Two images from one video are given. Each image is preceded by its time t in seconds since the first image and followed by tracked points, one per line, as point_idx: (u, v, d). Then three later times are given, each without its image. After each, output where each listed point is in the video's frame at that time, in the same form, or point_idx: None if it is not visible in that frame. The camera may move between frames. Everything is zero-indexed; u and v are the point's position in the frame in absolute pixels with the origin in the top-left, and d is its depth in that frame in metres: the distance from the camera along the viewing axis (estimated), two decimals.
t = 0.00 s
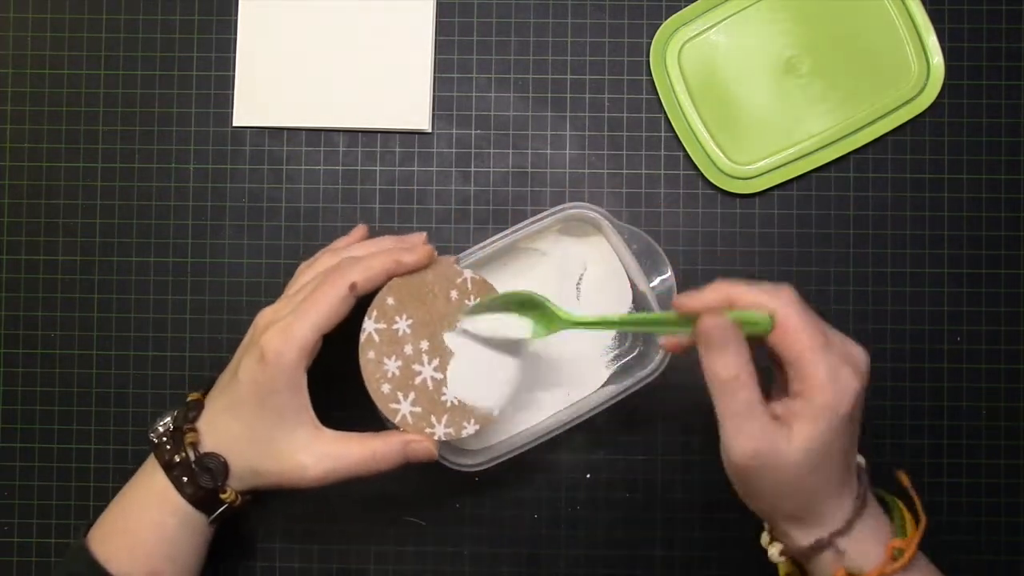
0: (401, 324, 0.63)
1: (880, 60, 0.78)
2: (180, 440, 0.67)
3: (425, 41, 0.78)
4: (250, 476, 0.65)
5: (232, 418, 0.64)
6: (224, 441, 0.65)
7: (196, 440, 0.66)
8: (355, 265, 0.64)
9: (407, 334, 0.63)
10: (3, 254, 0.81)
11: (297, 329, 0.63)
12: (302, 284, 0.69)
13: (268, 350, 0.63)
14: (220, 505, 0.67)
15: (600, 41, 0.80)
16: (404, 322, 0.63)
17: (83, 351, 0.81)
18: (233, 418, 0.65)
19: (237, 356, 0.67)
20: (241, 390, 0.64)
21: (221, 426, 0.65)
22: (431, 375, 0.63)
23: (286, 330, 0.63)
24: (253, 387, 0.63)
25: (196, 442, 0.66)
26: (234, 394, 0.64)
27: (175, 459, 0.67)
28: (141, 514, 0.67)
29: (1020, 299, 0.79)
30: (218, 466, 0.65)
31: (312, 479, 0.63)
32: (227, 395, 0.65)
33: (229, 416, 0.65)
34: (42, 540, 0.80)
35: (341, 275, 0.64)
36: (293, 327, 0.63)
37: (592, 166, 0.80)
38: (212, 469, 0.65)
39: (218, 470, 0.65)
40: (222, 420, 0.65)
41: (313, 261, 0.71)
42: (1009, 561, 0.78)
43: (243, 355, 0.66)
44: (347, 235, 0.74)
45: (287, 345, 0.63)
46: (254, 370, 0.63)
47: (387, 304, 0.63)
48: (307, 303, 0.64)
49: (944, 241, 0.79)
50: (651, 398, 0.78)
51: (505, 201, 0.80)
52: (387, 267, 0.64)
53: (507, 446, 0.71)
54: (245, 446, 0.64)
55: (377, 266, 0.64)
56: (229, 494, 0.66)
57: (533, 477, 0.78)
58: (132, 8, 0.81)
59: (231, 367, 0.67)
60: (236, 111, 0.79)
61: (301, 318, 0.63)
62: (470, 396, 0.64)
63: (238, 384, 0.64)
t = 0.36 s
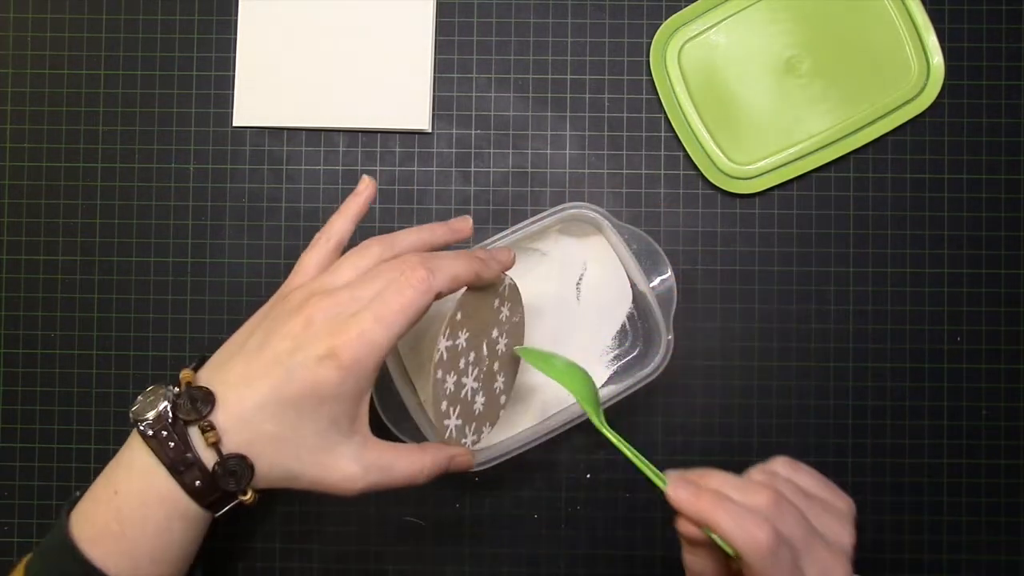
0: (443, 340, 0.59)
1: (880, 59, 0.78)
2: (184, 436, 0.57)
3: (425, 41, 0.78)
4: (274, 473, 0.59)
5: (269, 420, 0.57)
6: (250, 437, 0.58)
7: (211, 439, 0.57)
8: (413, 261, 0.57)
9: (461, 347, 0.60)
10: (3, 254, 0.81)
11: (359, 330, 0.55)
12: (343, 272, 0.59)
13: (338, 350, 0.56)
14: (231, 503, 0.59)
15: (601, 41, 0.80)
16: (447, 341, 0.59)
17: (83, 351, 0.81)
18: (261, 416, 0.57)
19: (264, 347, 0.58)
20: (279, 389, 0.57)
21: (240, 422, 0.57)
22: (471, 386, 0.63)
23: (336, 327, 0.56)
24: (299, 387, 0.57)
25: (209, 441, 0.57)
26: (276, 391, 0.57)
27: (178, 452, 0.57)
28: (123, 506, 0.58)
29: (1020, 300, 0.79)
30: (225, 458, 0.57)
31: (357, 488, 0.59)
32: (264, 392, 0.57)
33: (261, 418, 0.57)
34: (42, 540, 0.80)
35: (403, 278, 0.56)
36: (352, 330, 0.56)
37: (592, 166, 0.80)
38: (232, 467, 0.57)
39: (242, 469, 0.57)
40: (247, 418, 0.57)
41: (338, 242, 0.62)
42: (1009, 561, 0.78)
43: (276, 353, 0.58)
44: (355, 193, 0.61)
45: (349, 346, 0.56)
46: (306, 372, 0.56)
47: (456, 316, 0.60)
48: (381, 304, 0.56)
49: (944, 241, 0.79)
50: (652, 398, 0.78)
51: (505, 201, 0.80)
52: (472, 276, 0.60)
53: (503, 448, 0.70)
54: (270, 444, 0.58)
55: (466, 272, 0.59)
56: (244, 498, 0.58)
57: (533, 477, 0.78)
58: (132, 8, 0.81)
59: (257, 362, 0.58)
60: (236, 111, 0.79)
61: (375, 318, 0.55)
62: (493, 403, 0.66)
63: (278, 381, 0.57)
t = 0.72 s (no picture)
0: (394, 345, 0.65)
1: (880, 59, 0.78)
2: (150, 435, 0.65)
3: (426, 41, 0.78)
4: (199, 463, 0.64)
5: (230, 407, 0.64)
6: (213, 424, 0.64)
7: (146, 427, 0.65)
8: (377, 257, 0.68)
9: (398, 354, 0.65)
10: (3, 254, 0.81)
11: (303, 321, 0.64)
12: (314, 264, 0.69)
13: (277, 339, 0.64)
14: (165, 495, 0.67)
15: (600, 41, 0.80)
16: (398, 347, 0.65)
17: (83, 351, 0.81)
18: (223, 400, 0.64)
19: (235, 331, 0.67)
20: (240, 376, 0.64)
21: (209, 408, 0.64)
22: (411, 400, 0.65)
23: (296, 317, 0.65)
24: (256, 373, 0.64)
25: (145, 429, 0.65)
26: (240, 376, 0.64)
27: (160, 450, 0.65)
28: (117, 502, 0.66)
29: (1020, 300, 0.79)
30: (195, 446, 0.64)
31: (264, 484, 0.63)
32: (225, 403, 0.64)
33: (224, 400, 0.64)
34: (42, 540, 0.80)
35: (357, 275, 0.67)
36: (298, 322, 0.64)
37: (592, 166, 0.80)
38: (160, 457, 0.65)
39: (165, 459, 0.65)
40: (218, 405, 0.64)
41: (317, 249, 0.72)
42: (1009, 561, 0.78)
43: (242, 345, 0.65)
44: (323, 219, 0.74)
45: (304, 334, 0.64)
46: (265, 359, 0.64)
47: (387, 320, 0.65)
48: (321, 300, 0.65)
49: (944, 241, 0.79)
50: (652, 398, 0.78)
51: (505, 201, 0.80)
52: (400, 285, 0.66)
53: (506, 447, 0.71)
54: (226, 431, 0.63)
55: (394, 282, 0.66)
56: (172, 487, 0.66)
57: (532, 477, 0.78)
58: (132, 8, 0.81)
59: (224, 353, 0.65)
60: (236, 111, 0.79)
61: (325, 309, 0.64)
62: (447, 426, 0.65)
63: (226, 364, 0.64)
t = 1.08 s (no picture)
0: (417, 341, 0.65)
1: (880, 59, 0.78)
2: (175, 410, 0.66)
3: (426, 42, 0.78)
4: (214, 440, 0.65)
5: (245, 389, 0.64)
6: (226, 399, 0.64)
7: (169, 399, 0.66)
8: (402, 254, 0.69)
9: (418, 351, 0.65)
10: (3, 254, 0.81)
11: (329, 311, 0.65)
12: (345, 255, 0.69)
13: (301, 328, 0.64)
14: (184, 468, 0.66)
15: (600, 41, 0.80)
16: (421, 341, 0.65)
17: (83, 351, 0.81)
18: (241, 378, 0.64)
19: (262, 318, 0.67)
20: (261, 360, 0.64)
21: (224, 384, 0.64)
22: (422, 399, 0.65)
23: (323, 304, 0.65)
24: (275, 358, 0.64)
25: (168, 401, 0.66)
26: (261, 358, 0.64)
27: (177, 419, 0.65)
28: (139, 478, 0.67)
29: (1020, 299, 0.79)
30: (210, 419, 0.64)
31: (275, 456, 0.63)
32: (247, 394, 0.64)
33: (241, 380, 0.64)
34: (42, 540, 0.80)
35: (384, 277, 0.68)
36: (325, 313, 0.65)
37: (592, 166, 0.80)
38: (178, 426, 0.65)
39: (184, 427, 0.65)
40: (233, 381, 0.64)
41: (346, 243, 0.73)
42: (1009, 561, 0.78)
43: (269, 333, 0.65)
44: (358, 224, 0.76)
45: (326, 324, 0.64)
46: (286, 345, 0.64)
47: (414, 315, 0.66)
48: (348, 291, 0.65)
49: (944, 241, 0.79)
50: (652, 398, 0.78)
51: (505, 201, 0.80)
52: (429, 287, 0.67)
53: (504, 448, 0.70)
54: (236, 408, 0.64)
55: (420, 285, 0.67)
56: (190, 458, 0.65)
57: (533, 477, 0.78)
58: (132, 8, 0.81)
59: (252, 337, 0.65)
60: (236, 111, 0.79)
61: (352, 300, 0.65)
62: (449, 431, 0.65)
63: (251, 347, 0.65)
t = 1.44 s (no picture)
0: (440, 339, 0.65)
1: (880, 59, 0.78)
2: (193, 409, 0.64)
3: (426, 42, 0.78)
4: (238, 440, 0.63)
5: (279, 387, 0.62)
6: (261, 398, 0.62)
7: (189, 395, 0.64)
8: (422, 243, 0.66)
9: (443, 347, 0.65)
10: (3, 254, 0.81)
11: (354, 307, 0.62)
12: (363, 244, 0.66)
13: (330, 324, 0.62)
14: (205, 467, 0.65)
15: (601, 41, 0.80)
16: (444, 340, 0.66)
17: (83, 351, 0.81)
18: (265, 374, 0.62)
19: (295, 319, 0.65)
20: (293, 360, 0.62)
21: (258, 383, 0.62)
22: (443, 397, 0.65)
23: (348, 301, 0.62)
24: (303, 357, 0.62)
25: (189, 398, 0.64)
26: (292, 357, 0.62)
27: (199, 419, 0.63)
28: (158, 477, 0.66)
29: (1020, 299, 0.79)
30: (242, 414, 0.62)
31: (301, 459, 0.61)
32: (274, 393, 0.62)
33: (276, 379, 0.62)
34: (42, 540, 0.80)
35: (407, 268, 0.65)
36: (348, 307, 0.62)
37: (592, 166, 0.80)
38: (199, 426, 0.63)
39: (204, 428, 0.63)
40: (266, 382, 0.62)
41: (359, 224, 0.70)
42: (1009, 561, 0.78)
43: (296, 333, 0.62)
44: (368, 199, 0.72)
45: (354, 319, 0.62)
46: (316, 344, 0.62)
47: (439, 313, 0.66)
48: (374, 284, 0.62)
49: (944, 241, 0.79)
50: (652, 398, 0.78)
51: (505, 201, 0.80)
52: (456, 284, 0.64)
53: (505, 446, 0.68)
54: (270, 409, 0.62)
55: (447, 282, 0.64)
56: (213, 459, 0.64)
57: (533, 477, 0.78)
58: (131, 8, 0.81)
59: (275, 335, 0.63)
60: (236, 111, 0.79)
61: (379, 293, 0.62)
62: (467, 427, 0.66)
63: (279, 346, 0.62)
